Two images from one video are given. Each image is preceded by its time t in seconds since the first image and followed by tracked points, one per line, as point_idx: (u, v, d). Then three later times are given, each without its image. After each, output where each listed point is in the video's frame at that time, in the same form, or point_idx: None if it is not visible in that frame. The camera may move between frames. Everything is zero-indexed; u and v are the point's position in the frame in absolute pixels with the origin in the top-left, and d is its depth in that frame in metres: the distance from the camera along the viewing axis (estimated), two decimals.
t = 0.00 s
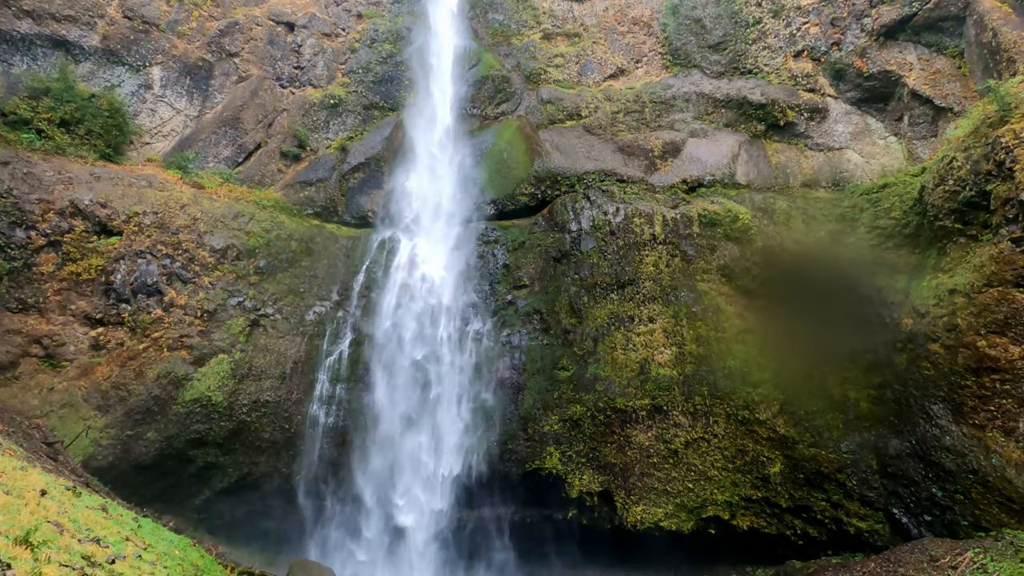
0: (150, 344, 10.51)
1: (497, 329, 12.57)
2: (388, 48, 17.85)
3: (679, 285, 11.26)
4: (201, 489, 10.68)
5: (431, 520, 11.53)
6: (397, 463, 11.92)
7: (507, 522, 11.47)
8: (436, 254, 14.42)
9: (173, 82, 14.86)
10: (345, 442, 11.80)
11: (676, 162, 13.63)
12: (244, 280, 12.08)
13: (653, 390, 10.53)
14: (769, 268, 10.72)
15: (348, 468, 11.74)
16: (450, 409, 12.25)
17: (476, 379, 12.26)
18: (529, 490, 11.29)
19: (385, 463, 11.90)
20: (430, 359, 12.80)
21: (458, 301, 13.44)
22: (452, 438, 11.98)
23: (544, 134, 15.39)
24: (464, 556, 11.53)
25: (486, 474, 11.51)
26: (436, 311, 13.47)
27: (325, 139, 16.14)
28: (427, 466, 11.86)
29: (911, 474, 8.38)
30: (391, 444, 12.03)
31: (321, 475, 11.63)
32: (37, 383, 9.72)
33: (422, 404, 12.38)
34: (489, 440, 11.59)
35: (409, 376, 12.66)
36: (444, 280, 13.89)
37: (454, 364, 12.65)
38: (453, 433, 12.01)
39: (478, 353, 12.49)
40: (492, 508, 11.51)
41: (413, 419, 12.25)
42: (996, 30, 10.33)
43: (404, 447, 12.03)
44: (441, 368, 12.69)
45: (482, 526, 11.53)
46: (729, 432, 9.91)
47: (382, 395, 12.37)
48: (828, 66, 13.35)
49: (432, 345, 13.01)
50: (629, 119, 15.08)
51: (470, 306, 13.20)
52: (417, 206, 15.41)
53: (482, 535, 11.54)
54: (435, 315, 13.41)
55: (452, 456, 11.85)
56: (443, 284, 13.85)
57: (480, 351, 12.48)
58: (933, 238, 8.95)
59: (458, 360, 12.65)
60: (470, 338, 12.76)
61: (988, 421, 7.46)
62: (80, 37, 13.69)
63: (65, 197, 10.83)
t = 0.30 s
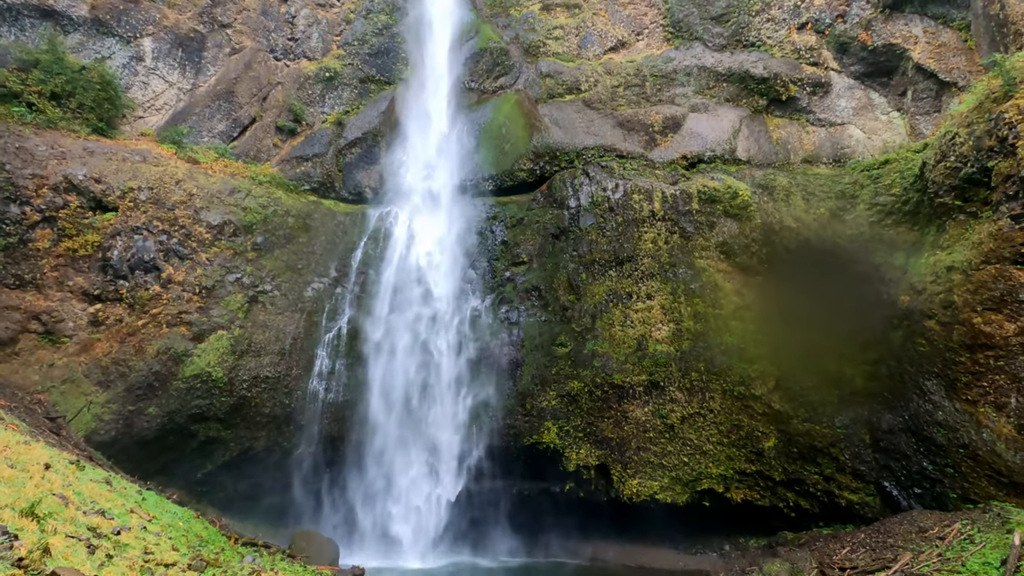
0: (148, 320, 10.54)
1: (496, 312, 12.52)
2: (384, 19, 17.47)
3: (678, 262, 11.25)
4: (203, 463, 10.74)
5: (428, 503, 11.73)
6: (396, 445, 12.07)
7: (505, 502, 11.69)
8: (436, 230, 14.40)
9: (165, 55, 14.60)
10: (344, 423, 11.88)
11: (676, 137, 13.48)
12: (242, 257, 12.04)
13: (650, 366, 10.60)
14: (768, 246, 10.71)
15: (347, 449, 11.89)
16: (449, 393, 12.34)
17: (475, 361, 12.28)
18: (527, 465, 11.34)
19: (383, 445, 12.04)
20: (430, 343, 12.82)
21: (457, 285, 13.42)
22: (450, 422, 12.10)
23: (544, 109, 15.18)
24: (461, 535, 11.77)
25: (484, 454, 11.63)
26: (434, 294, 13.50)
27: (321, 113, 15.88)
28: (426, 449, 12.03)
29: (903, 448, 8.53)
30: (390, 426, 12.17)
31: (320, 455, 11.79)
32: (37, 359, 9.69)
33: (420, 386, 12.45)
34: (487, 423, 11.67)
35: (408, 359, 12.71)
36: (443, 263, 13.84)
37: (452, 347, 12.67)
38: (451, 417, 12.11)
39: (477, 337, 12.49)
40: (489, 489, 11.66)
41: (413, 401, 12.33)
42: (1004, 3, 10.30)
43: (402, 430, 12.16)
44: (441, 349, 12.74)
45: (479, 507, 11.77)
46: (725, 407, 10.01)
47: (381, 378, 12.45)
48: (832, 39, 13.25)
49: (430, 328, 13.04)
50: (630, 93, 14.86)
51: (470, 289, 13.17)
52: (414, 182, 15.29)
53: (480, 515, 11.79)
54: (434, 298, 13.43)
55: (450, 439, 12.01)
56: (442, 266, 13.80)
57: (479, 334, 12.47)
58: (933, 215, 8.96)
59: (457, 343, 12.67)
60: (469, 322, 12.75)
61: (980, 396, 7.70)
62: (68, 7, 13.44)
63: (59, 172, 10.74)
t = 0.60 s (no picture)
0: (145, 298, 10.53)
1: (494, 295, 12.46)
2: None
3: (676, 240, 11.24)
4: (203, 439, 10.80)
5: (428, 479, 11.90)
6: (394, 426, 12.13)
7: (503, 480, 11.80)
8: (432, 207, 14.30)
9: (154, 27, 14.45)
10: (342, 403, 11.89)
11: (676, 114, 13.35)
12: (238, 234, 11.99)
13: (646, 343, 10.66)
14: (767, 224, 10.67)
15: (345, 430, 11.92)
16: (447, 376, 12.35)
17: (473, 337, 12.35)
18: (523, 440, 11.42)
19: (382, 427, 12.09)
20: (428, 322, 12.85)
21: (454, 267, 13.33)
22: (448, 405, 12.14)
23: (542, 85, 14.99)
24: (460, 512, 11.86)
25: (481, 431, 11.78)
26: (431, 277, 13.42)
27: (315, 88, 15.65)
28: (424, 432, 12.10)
29: (894, 424, 8.67)
30: (388, 409, 12.21)
31: (319, 435, 11.83)
32: (35, 336, 9.68)
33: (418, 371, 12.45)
34: (485, 400, 11.76)
35: (405, 343, 12.68)
36: (440, 243, 13.74)
37: (451, 326, 12.70)
38: (450, 399, 12.16)
39: (474, 320, 12.45)
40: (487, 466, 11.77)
41: (410, 376, 12.41)
42: None
43: (400, 412, 12.20)
44: (439, 326, 12.80)
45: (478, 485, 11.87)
46: (720, 383, 10.09)
47: (378, 361, 12.44)
48: (835, 13, 13.17)
49: (428, 312, 12.99)
50: (629, 68, 14.65)
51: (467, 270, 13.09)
52: (411, 158, 15.14)
53: (478, 490, 11.93)
54: (431, 281, 13.36)
55: (449, 420, 12.09)
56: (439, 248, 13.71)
57: (477, 317, 12.45)
58: (932, 193, 8.95)
59: (454, 327, 12.65)
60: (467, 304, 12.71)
61: (972, 374, 7.82)
62: None
63: (50, 147, 10.59)
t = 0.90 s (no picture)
0: (141, 277, 10.49)
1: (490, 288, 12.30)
2: None
3: (673, 220, 11.21)
4: (202, 418, 10.78)
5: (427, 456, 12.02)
6: (392, 404, 12.19)
7: (501, 462, 11.90)
8: (428, 186, 14.19)
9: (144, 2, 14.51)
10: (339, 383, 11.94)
11: (675, 92, 13.23)
12: (233, 213, 11.93)
13: (643, 324, 10.71)
14: (764, 205, 10.63)
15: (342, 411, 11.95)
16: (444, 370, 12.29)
17: (469, 315, 12.37)
18: (521, 419, 11.50)
19: (379, 425, 12.09)
20: (426, 301, 12.91)
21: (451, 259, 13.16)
22: (445, 403, 12.10)
23: (540, 62, 14.82)
24: (460, 488, 11.95)
25: (479, 408, 11.81)
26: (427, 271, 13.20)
27: (309, 64, 15.51)
28: (421, 428, 12.09)
29: (886, 404, 8.75)
30: (386, 392, 12.24)
31: (315, 415, 11.84)
32: (30, 316, 9.62)
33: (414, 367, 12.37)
34: (482, 377, 11.83)
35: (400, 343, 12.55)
36: (437, 234, 13.57)
37: (448, 305, 12.75)
38: (446, 394, 12.14)
39: (472, 310, 12.36)
40: (482, 443, 11.87)
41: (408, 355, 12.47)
42: None
43: (398, 394, 12.25)
44: (436, 304, 12.85)
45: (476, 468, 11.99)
46: (715, 363, 10.15)
47: (375, 349, 12.41)
48: None
49: (424, 306, 12.88)
50: (628, 45, 14.47)
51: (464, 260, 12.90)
52: (407, 136, 15.01)
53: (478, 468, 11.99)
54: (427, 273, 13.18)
55: (447, 398, 12.15)
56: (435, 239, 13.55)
57: (473, 303, 12.40)
58: (931, 173, 8.95)
59: (451, 319, 12.58)
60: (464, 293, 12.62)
61: (964, 354, 7.95)
62: None
63: (40, 125, 10.44)
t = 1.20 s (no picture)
0: (137, 260, 10.44)
1: (489, 293, 12.18)
2: None
3: (671, 203, 11.19)
4: (201, 400, 10.84)
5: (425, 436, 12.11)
6: (390, 387, 12.28)
7: (499, 449, 12.06)
8: (425, 169, 14.14)
9: None
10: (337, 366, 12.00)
11: (675, 73, 13.16)
12: (229, 195, 11.87)
13: (640, 306, 10.73)
14: (763, 187, 10.58)
15: (341, 394, 12.02)
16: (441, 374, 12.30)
17: (466, 298, 12.45)
18: (519, 403, 11.59)
19: (373, 431, 12.09)
20: (424, 284, 13.01)
21: (447, 264, 13.03)
22: (441, 410, 12.17)
23: (538, 42, 14.72)
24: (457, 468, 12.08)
25: (477, 390, 11.89)
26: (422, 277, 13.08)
27: (304, 44, 15.40)
28: (416, 435, 12.09)
29: (879, 386, 8.84)
30: (384, 375, 12.33)
31: (314, 398, 11.90)
32: (26, 299, 9.54)
33: (410, 375, 12.32)
34: (479, 358, 11.90)
35: (396, 351, 12.48)
36: (432, 238, 13.44)
37: (446, 288, 12.84)
38: (444, 377, 12.25)
39: (469, 300, 12.39)
40: (480, 425, 11.98)
41: (406, 336, 12.58)
42: None
43: (396, 377, 12.33)
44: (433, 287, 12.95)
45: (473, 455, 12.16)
46: (712, 346, 10.20)
47: (373, 334, 12.48)
48: None
49: (419, 312, 12.80)
50: (627, 25, 14.38)
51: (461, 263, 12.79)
52: (404, 117, 14.90)
53: (476, 447, 12.15)
54: (423, 278, 13.06)
55: (444, 380, 12.25)
56: (430, 245, 13.39)
57: (469, 292, 12.43)
58: (930, 156, 8.93)
59: (449, 302, 12.67)
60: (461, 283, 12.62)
61: (958, 337, 8.01)
62: None
63: (31, 105, 10.28)
